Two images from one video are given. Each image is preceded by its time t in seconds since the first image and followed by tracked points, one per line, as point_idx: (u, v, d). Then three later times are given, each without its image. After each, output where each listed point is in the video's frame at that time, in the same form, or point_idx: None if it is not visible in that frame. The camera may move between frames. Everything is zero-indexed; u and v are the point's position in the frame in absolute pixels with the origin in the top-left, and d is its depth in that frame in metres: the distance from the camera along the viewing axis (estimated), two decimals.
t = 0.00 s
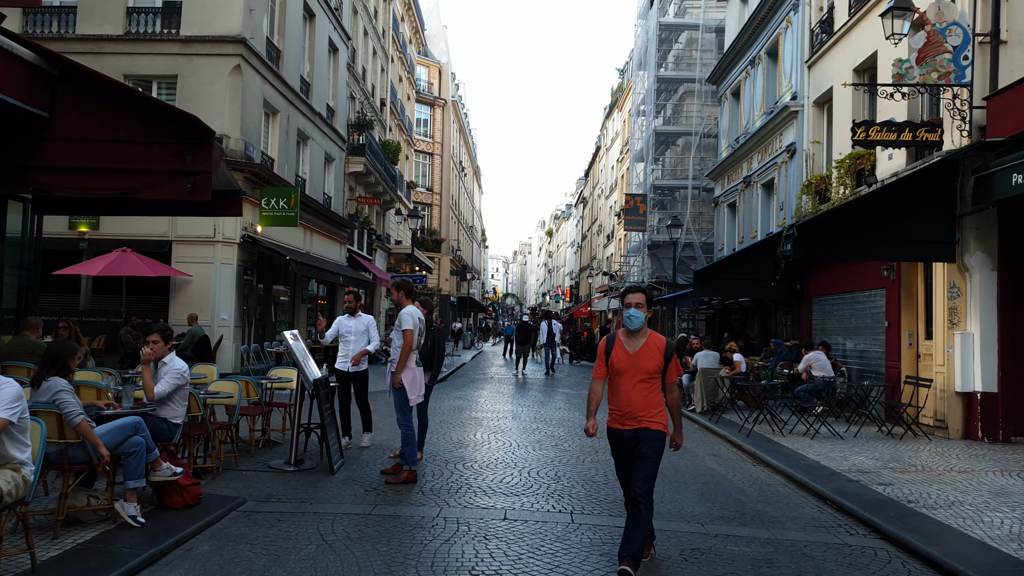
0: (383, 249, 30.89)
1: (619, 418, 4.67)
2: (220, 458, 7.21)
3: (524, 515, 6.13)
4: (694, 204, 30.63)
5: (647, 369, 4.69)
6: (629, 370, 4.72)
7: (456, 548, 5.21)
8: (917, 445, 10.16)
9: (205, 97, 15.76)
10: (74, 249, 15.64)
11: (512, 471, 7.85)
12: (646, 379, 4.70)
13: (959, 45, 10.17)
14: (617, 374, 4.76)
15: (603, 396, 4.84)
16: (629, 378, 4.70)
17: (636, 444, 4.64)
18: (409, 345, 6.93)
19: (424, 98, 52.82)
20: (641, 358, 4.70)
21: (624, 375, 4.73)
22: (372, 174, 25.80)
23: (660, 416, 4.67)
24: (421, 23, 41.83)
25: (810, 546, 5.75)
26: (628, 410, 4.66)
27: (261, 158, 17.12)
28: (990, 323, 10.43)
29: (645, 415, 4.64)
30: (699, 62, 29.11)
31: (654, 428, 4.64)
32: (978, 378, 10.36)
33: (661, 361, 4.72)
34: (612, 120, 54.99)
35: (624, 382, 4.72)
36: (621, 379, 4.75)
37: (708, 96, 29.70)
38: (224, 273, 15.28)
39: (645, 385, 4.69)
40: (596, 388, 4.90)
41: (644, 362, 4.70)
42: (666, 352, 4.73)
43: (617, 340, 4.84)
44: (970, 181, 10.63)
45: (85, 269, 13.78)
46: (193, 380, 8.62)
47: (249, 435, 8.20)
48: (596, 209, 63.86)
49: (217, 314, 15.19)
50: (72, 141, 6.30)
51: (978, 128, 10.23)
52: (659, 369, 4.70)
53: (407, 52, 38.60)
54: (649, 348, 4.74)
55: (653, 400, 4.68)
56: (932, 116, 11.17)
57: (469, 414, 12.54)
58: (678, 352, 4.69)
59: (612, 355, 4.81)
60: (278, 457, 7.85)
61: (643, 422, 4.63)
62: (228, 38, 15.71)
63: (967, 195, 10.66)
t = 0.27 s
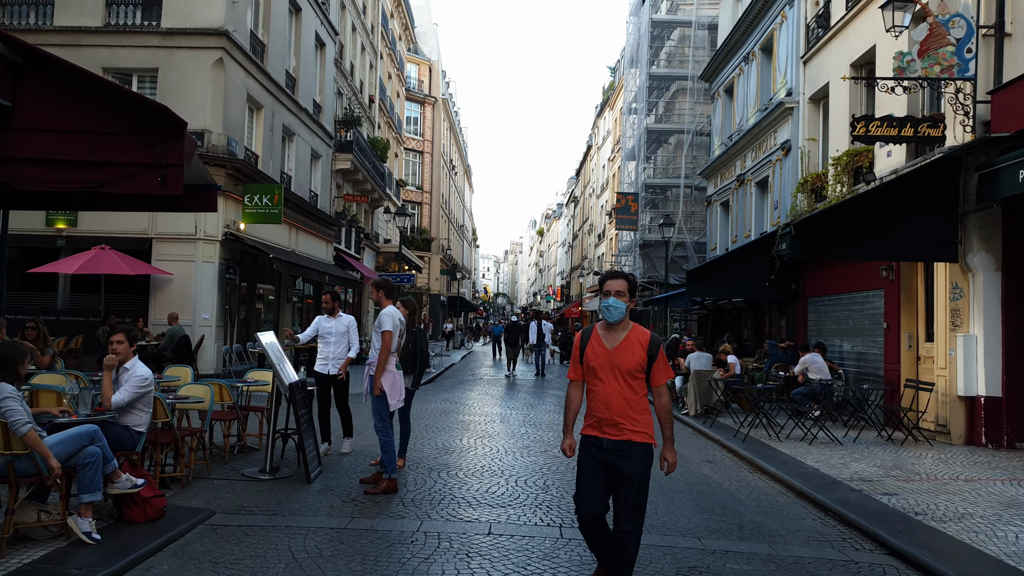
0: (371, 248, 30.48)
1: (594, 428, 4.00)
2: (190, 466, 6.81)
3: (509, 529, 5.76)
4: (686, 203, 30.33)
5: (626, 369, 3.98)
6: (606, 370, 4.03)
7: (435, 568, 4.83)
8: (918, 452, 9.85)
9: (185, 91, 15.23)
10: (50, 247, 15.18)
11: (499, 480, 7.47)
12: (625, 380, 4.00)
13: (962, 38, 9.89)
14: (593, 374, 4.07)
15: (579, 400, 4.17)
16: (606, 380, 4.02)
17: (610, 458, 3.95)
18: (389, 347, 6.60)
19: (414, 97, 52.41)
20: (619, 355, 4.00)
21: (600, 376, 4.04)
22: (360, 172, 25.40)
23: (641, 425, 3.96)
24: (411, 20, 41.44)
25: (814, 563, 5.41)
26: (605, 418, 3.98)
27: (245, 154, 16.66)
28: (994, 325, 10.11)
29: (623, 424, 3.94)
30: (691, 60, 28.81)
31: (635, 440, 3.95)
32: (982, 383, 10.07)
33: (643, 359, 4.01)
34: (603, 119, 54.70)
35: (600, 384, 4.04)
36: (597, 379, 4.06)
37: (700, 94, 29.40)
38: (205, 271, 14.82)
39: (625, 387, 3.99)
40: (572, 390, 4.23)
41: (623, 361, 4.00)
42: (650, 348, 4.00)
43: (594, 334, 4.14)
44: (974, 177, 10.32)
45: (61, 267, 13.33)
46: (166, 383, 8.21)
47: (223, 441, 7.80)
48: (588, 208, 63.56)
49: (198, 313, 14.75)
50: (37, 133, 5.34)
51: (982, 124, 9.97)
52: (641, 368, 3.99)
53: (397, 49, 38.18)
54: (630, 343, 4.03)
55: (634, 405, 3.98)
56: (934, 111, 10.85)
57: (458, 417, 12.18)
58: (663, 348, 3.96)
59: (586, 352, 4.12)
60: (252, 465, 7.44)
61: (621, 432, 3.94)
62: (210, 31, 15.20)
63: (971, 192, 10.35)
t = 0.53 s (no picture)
0: (364, 246, 30.14)
1: (565, 443, 3.40)
2: (164, 470, 6.39)
3: (502, 537, 5.39)
4: (683, 200, 30.03)
5: (603, 373, 3.36)
6: (580, 375, 3.43)
7: None
8: (927, 452, 9.53)
9: (172, 83, 14.81)
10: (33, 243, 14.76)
11: (492, 484, 7.11)
12: (604, 387, 3.38)
13: (972, 23, 9.57)
14: (569, 385, 3.46)
15: (559, 411, 3.58)
16: (584, 391, 3.40)
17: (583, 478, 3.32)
18: (374, 343, 6.24)
19: (408, 94, 52.04)
20: (596, 360, 3.38)
21: (577, 386, 3.43)
22: (353, 169, 25.03)
23: (619, 438, 3.32)
24: (405, 17, 41.09)
25: (828, 573, 5.07)
26: (577, 431, 3.37)
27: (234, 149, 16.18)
28: (1006, 322, 9.84)
29: (597, 438, 3.32)
30: (688, 55, 28.52)
31: (613, 457, 3.31)
32: (993, 380, 9.79)
33: (625, 362, 3.36)
34: (599, 117, 54.39)
35: (578, 395, 3.43)
36: (575, 391, 3.44)
37: (698, 90, 29.10)
38: (192, 268, 14.42)
39: (603, 395, 3.37)
40: (552, 405, 3.62)
41: (600, 364, 3.38)
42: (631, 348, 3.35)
43: (568, 338, 3.54)
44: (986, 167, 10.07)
45: (43, 263, 12.92)
46: (144, 382, 7.81)
47: (202, 443, 7.41)
48: (583, 207, 63.29)
49: (185, 311, 14.35)
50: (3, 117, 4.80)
51: (993, 113, 9.66)
52: (621, 373, 3.35)
53: (390, 45, 37.82)
54: (607, 345, 3.40)
55: (613, 416, 3.35)
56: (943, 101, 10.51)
57: (451, 418, 11.82)
58: (644, 348, 3.31)
59: (559, 359, 3.52)
60: (232, 468, 7.03)
61: (595, 448, 3.31)
62: (197, 22, 14.77)
63: (982, 183, 10.09)
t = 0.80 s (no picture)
0: (359, 245, 29.74)
1: (506, 462, 2.79)
2: (133, 482, 5.98)
3: (489, 556, 5.00)
4: (682, 199, 29.68)
5: (550, 380, 2.69)
6: (527, 379, 2.78)
7: None
8: (937, 459, 9.17)
9: (157, 80, 14.22)
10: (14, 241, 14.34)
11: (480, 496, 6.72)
12: (550, 396, 2.72)
13: (983, 12, 9.22)
14: (514, 390, 2.84)
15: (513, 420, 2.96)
16: (528, 400, 2.76)
17: (525, 511, 2.71)
18: (355, 346, 5.89)
19: (405, 93, 51.66)
20: (539, 361, 2.73)
21: (523, 393, 2.79)
22: (347, 167, 24.65)
23: (566, 463, 2.67)
24: (401, 14, 40.71)
25: None
26: (518, 448, 2.76)
27: (222, 147, 15.69)
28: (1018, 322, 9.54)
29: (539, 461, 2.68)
30: (686, 52, 28.16)
31: (558, 483, 2.67)
32: (1005, 382, 9.46)
33: (575, 366, 2.66)
34: (597, 115, 54.06)
35: (523, 403, 2.80)
36: (521, 398, 2.81)
37: (697, 87, 28.74)
38: (178, 267, 14.00)
39: (549, 405, 2.72)
40: (507, 413, 3.01)
41: (548, 367, 2.71)
42: (584, 349, 2.64)
43: (521, 333, 2.90)
44: (997, 162, 9.73)
45: (23, 262, 12.51)
46: (116, 387, 7.39)
47: (176, 452, 6.99)
48: (581, 206, 62.96)
49: (171, 312, 13.94)
50: None
51: (1005, 105, 9.29)
52: (569, 380, 2.67)
53: (386, 43, 37.44)
54: (555, 344, 2.71)
55: (562, 433, 2.70)
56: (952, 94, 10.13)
57: (443, 422, 11.43)
58: (595, 351, 2.60)
59: (509, 358, 2.89)
60: (207, 479, 6.61)
61: (534, 471, 2.68)
62: (183, 15, 14.21)
63: (993, 178, 9.76)
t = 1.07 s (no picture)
0: (352, 244, 29.38)
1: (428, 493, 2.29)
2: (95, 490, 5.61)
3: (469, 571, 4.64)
4: (679, 197, 29.36)
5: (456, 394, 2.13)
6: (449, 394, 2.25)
7: None
8: (943, 462, 8.84)
9: (140, 72, 13.81)
10: None
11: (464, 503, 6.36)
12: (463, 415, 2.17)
13: None
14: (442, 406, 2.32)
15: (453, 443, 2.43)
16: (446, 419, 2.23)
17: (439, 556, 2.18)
18: (329, 345, 5.51)
19: (400, 91, 51.31)
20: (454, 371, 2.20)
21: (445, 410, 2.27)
22: (339, 164, 24.26)
23: (476, 504, 2.09)
24: (396, 11, 40.38)
25: None
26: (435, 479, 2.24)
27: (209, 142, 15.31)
28: None
29: (450, 498, 2.14)
30: (684, 48, 27.84)
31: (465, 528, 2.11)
32: (1013, 383, 9.13)
33: (484, 378, 2.09)
34: (594, 113, 53.75)
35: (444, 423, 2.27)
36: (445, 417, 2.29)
37: (694, 83, 28.41)
38: (162, 264, 13.63)
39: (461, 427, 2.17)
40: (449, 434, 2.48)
41: (460, 379, 2.16)
42: (491, 354, 2.06)
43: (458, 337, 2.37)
44: (1004, 154, 9.41)
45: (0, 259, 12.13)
46: (86, 389, 7.02)
47: (146, 457, 6.63)
48: (578, 206, 62.63)
49: (155, 311, 13.57)
50: None
51: (1013, 95, 8.97)
52: (477, 395, 2.10)
53: (380, 40, 37.09)
54: (469, 351, 2.16)
55: (473, 464, 2.13)
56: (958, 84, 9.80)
57: (432, 425, 11.07)
58: (500, 357, 2.03)
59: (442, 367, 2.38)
60: (177, 486, 6.25)
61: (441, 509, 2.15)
62: (167, 6, 13.81)
63: (999, 171, 9.43)
